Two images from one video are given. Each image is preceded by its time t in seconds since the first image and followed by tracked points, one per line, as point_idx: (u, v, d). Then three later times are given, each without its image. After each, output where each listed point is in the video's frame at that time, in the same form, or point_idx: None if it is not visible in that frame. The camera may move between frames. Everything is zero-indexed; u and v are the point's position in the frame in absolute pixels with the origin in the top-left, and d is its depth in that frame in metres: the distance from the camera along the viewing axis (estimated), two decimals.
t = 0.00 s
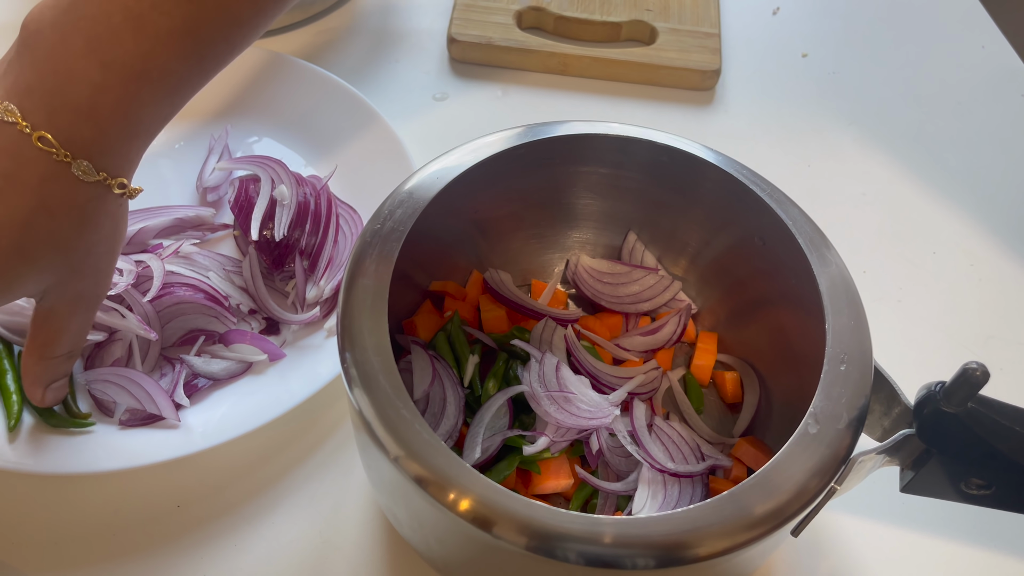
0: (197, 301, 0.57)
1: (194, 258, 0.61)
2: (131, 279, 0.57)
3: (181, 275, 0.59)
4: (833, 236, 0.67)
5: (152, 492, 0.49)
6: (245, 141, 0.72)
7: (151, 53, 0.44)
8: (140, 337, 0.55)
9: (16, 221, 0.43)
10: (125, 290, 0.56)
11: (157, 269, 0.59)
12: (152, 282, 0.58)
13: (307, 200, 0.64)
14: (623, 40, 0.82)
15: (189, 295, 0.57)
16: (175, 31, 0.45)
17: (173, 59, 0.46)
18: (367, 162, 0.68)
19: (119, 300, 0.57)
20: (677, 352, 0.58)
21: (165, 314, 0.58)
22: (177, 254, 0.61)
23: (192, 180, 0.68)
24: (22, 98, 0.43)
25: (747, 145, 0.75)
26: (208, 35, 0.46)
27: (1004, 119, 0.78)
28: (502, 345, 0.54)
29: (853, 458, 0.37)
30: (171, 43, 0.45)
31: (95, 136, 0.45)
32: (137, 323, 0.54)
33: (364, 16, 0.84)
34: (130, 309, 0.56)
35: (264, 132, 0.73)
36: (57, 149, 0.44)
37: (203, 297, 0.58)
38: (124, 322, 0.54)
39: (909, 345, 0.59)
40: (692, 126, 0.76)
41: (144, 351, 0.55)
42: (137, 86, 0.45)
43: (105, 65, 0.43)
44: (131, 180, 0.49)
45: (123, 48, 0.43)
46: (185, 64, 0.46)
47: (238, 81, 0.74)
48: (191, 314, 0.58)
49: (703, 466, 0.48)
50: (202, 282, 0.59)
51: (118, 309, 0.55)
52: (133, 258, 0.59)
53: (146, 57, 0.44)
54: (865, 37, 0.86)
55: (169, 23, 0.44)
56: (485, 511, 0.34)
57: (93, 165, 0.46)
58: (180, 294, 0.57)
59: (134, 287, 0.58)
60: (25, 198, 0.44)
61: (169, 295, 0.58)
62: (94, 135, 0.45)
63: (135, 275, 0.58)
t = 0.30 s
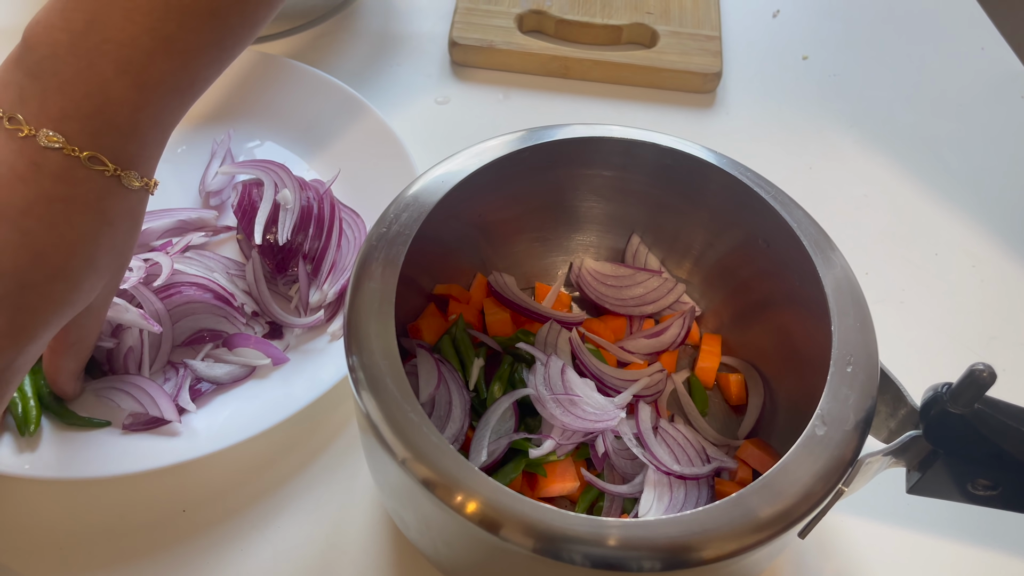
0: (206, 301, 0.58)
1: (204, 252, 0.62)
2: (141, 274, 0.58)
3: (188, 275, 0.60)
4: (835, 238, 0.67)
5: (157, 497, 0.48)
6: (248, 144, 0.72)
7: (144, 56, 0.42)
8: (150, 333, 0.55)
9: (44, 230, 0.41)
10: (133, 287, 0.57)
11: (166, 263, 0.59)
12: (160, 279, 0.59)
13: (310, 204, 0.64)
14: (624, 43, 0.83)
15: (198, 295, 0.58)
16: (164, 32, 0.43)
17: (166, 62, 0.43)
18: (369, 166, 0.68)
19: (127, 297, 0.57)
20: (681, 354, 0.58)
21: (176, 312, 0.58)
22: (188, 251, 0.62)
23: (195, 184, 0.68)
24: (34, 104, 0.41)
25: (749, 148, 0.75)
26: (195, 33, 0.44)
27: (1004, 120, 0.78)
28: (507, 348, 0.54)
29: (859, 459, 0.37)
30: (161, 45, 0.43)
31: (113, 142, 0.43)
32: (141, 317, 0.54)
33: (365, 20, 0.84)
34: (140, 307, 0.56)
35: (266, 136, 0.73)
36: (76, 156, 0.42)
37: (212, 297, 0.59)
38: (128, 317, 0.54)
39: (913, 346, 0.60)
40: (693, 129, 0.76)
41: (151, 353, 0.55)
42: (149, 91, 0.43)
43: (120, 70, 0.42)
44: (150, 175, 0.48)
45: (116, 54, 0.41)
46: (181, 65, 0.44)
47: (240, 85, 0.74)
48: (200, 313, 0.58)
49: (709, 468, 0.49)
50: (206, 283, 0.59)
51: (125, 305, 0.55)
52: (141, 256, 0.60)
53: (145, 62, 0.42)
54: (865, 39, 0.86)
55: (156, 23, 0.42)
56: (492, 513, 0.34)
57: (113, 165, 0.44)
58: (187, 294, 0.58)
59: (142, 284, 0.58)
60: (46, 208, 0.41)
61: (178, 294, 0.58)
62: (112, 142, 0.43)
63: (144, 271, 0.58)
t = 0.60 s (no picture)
0: (212, 305, 0.58)
1: (211, 258, 0.62)
2: (146, 279, 0.58)
3: (192, 279, 0.59)
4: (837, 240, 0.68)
5: (161, 502, 0.48)
6: (250, 148, 0.72)
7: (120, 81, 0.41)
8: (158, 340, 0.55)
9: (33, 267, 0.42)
10: (140, 291, 0.57)
11: (170, 267, 0.59)
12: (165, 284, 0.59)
13: (314, 207, 0.64)
14: (625, 46, 0.83)
15: (203, 299, 0.58)
16: (144, 55, 0.41)
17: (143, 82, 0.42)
18: (371, 169, 0.69)
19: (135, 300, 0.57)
20: (684, 356, 0.58)
21: (182, 316, 0.58)
22: (193, 255, 0.62)
23: (197, 189, 0.68)
24: (12, 131, 0.41)
25: (749, 149, 0.75)
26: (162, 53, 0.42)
27: (1003, 121, 0.78)
28: (510, 351, 0.54)
29: (865, 461, 0.37)
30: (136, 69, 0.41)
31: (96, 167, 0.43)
32: (153, 325, 0.54)
33: (366, 23, 0.84)
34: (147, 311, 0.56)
35: (267, 139, 0.73)
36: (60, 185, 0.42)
37: (217, 301, 0.58)
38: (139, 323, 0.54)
39: (915, 347, 0.60)
40: (694, 131, 0.76)
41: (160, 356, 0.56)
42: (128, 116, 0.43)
43: (98, 94, 0.41)
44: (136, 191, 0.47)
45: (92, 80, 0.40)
46: (159, 84, 0.43)
47: (243, 90, 0.74)
48: (206, 318, 0.58)
49: (713, 470, 0.48)
50: (211, 288, 0.59)
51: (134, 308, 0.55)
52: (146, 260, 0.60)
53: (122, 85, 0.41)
54: (864, 40, 0.87)
55: (135, 42, 0.41)
56: (498, 516, 0.34)
57: (96, 189, 0.43)
58: (192, 297, 0.58)
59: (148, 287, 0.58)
60: (34, 238, 0.42)
61: (183, 298, 0.58)
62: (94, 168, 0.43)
63: (149, 276, 0.58)
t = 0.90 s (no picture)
0: (219, 312, 0.58)
1: (217, 264, 0.63)
2: (153, 284, 0.58)
3: (199, 285, 0.60)
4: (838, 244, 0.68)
5: (166, 508, 0.48)
6: (253, 155, 0.72)
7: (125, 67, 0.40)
8: (167, 347, 0.55)
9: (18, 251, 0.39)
10: (147, 297, 0.57)
11: (177, 273, 0.59)
12: (171, 288, 0.59)
13: (318, 214, 0.64)
14: (625, 50, 0.83)
15: (211, 307, 0.58)
16: (158, 42, 0.40)
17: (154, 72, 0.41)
18: (374, 175, 0.69)
19: (142, 306, 0.57)
20: (688, 361, 0.58)
21: (189, 324, 0.58)
22: (199, 262, 0.62)
23: (200, 195, 0.68)
24: (18, 111, 0.40)
25: (750, 153, 0.75)
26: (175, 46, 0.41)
27: (1003, 124, 0.79)
28: (515, 357, 0.54)
29: (870, 466, 0.37)
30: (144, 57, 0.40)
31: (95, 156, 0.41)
32: (164, 334, 0.55)
33: (367, 29, 0.85)
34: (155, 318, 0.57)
35: (271, 145, 0.73)
36: (55, 165, 0.40)
37: (224, 308, 0.59)
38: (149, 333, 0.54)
39: (918, 351, 0.60)
40: (696, 136, 0.77)
41: (166, 363, 0.56)
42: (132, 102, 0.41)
43: (103, 78, 0.39)
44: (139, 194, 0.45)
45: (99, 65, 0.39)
46: (172, 74, 0.42)
47: (247, 96, 0.75)
48: (213, 325, 0.58)
49: (718, 475, 0.49)
50: (217, 294, 0.59)
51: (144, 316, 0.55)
52: (154, 267, 0.60)
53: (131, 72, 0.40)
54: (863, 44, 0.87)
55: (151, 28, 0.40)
56: (504, 522, 0.34)
57: (93, 178, 0.41)
58: (199, 304, 0.58)
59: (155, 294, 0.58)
60: (25, 220, 0.39)
61: (191, 306, 0.58)
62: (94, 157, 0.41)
63: (156, 282, 0.58)
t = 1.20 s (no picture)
0: (223, 319, 0.58)
1: (220, 270, 0.62)
2: (156, 293, 0.59)
3: (203, 293, 0.60)
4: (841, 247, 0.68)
5: (171, 516, 0.48)
6: (256, 161, 0.73)
7: None
8: (172, 354, 0.56)
9: (2, 42, 0.37)
10: (150, 305, 0.58)
11: (181, 281, 0.60)
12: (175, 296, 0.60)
13: (321, 221, 0.65)
14: (626, 55, 0.83)
15: (214, 314, 0.58)
16: None
17: None
18: (377, 180, 0.69)
19: (147, 313, 0.58)
20: (692, 366, 0.58)
21: (193, 331, 0.58)
22: (203, 268, 0.62)
23: (204, 203, 0.69)
24: None
25: (752, 157, 0.75)
26: None
27: (1004, 126, 0.79)
28: (519, 362, 0.54)
29: (877, 471, 0.37)
30: None
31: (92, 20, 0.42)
32: (170, 340, 0.55)
33: (369, 34, 0.85)
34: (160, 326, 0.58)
35: (274, 151, 0.74)
36: None
37: (228, 315, 0.58)
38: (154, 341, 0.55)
39: (922, 354, 0.60)
40: (697, 140, 0.77)
41: (171, 371, 0.56)
42: None
43: None
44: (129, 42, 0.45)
45: None
46: None
47: (250, 104, 0.75)
48: (218, 332, 0.58)
49: (723, 480, 0.49)
50: (221, 301, 0.60)
51: (147, 322, 0.57)
52: (157, 274, 0.61)
53: None
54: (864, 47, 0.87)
55: None
56: (510, 529, 0.34)
57: None
58: (202, 311, 0.59)
59: (159, 302, 0.59)
60: None
61: (194, 313, 0.59)
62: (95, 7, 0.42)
63: (159, 289, 0.60)
